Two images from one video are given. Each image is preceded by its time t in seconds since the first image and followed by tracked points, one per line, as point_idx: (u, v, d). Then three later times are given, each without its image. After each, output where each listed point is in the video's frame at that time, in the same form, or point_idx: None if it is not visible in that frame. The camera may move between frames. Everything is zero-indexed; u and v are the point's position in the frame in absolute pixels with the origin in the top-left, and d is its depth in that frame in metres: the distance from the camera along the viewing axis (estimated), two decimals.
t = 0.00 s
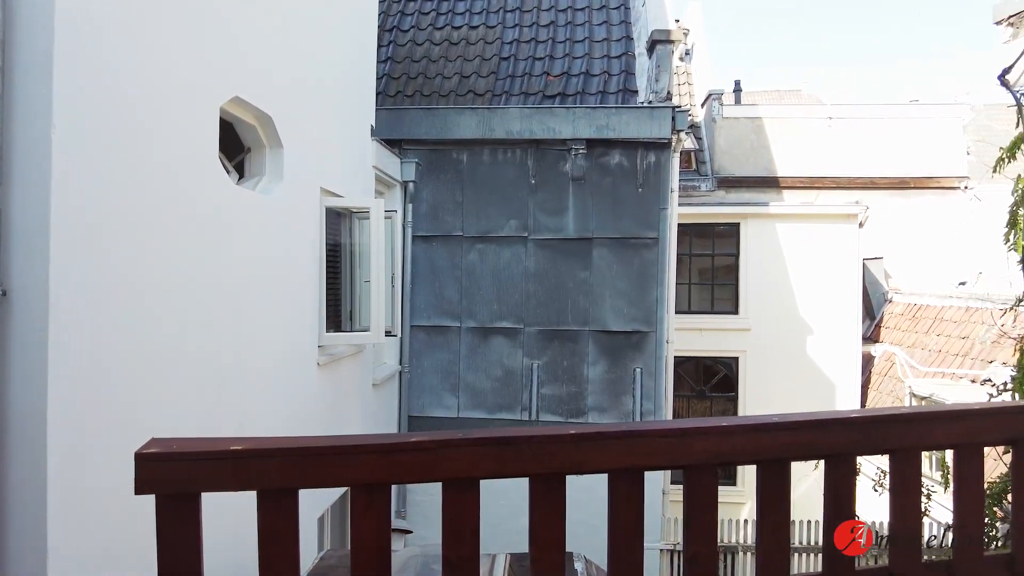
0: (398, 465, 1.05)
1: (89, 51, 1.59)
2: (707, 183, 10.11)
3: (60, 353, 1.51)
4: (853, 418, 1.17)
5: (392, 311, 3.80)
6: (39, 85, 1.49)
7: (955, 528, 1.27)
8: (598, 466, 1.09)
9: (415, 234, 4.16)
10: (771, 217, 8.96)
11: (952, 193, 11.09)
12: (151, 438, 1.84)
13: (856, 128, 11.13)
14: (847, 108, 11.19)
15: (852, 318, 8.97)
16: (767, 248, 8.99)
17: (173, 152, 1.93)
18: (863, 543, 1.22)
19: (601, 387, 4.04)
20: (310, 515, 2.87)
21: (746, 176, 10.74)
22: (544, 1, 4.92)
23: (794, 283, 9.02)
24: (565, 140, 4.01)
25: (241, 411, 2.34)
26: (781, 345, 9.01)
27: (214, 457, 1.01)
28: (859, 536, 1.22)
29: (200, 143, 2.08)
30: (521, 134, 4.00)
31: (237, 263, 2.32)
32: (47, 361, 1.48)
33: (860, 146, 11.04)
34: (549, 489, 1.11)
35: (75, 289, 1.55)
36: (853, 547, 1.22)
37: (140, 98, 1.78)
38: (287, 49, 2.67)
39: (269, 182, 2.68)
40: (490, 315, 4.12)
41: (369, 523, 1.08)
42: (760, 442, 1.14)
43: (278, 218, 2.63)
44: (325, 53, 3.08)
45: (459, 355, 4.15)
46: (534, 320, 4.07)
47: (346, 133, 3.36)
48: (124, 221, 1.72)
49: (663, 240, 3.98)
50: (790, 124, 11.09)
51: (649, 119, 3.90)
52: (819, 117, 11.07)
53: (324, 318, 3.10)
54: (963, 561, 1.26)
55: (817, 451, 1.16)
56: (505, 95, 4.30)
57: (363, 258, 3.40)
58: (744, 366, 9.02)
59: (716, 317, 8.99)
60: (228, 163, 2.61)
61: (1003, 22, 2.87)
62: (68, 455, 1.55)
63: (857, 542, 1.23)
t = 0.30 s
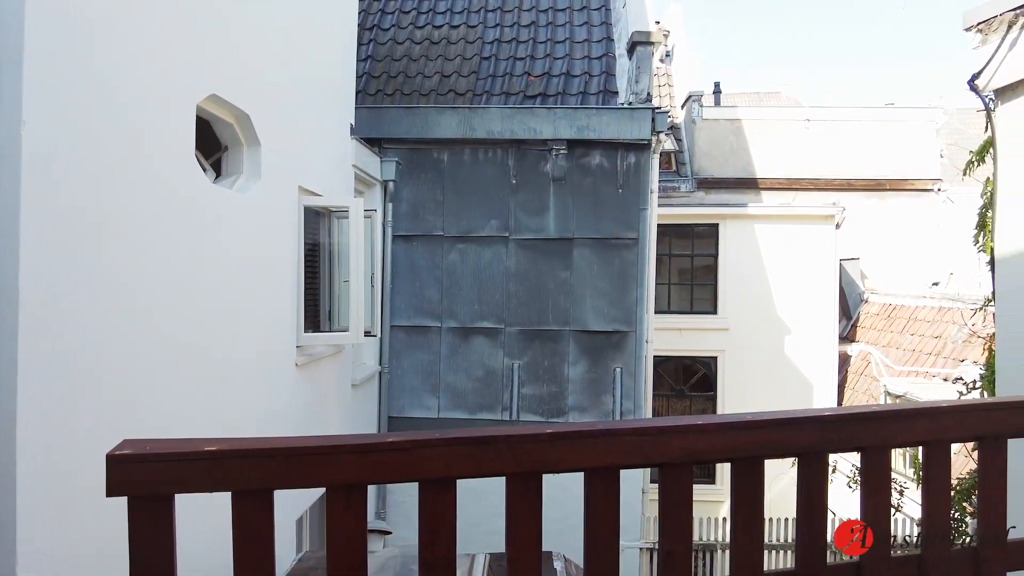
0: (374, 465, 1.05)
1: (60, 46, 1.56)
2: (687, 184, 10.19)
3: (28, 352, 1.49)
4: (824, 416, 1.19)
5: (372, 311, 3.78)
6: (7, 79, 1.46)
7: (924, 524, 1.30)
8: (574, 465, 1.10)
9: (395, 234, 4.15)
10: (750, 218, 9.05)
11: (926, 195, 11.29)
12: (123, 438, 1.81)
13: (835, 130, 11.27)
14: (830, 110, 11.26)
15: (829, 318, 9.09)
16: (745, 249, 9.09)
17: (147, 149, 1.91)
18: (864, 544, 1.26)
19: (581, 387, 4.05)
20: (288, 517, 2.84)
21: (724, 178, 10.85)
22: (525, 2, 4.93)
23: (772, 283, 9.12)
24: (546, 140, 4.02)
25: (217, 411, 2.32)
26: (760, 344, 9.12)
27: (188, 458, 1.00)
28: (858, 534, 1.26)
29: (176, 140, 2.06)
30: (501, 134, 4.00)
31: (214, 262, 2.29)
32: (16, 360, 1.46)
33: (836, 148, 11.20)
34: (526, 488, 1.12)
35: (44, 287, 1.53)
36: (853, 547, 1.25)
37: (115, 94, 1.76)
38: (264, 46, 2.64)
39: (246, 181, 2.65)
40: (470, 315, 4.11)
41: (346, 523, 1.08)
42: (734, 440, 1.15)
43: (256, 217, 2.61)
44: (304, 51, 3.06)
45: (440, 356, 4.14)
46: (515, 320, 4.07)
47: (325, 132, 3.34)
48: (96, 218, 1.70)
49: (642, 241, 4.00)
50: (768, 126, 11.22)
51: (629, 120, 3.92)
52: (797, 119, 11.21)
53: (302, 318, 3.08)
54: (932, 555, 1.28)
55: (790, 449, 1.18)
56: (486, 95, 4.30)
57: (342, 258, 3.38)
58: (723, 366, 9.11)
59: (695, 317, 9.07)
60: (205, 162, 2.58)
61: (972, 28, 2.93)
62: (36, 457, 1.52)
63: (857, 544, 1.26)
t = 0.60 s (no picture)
0: (349, 464, 1.05)
1: (30, 41, 1.54)
2: (665, 186, 10.28)
3: None
4: (795, 414, 1.21)
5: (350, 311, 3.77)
6: None
7: (891, 518, 1.33)
8: (548, 463, 1.10)
9: (374, 233, 4.13)
10: (727, 219, 9.15)
11: (898, 198, 11.51)
12: (93, 440, 1.78)
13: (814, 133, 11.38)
14: (807, 113, 11.40)
15: (804, 317, 9.22)
16: (721, 250, 9.20)
17: (120, 147, 1.88)
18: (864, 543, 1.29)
19: (561, 387, 4.07)
20: (265, 518, 2.82)
21: (702, 180, 10.98)
22: (506, 2, 4.93)
23: (749, 283, 9.22)
24: (525, 140, 4.03)
25: (190, 412, 2.29)
26: (736, 344, 9.22)
27: (159, 459, 0.99)
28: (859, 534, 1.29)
29: (150, 137, 2.03)
30: (481, 134, 4.00)
31: (189, 262, 2.26)
32: None
33: (812, 151, 11.37)
34: (501, 486, 1.12)
35: (11, 286, 1.50)
36: (853, 547, 1.29)
37: (90, 91, 1.74)
38: (241, 43, 2.62)
39: (222, 179, 2.62)
40: (450, 315, 4.11)
41: (320, 523, 1.07)
42: (707, 438, 1.17)
43: (232, 215, 2.58)
44: (282, 49, 3.04)
45: (419, 356, 4.13)
46: (494, 320, 4.08)
47: (303, 130, 3.32)
48: (67, 216, 1.67)
49: (621, 241, 4.03)
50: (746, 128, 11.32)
51: (608, 121, 3.95)
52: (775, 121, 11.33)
53: (279, 318, 3.05)
54: (900, 549, 1.31)
55: (762, 446, 1.20)
56: (466, 94, 4.30)
57: (319, 257, 3.36)
58: (700, 365, 9.20)
59: (673, 317, 9.15)
60: (180, 160, 2.58)
61: (941, 33, 2.99)
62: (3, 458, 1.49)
63: (857, 543, 1.29)
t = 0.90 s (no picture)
0: (322, 464, 1.04)
1: None
2: (643, 187, 10.35)
3: None
4: (766, 412, 1.23)
5: (326, 311, 3.74)
6: None
7: (859, 513, 1.35)
8: (520, 462, 1.11)
9: (352, 233, 4.11)
10: (703, 220, 9.24)
11: (871, 200, 11.78)
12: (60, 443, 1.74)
13: (786, 132, 11.64)
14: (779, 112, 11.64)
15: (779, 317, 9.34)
16: (699, 251, 9.28)
17: (90, 144, 1.84)
18: (863, 544, 1.32)
19: (539, 386, 4.08)
20: (240, 520, 2.79)
21: (681, 180, 11.09)
22: (485, 2, 4.93)
23: (725, 284, 9.31)
24: (504, 141, 4.03)
25: (163, 414, 2.25)
26: (713, 343, 9.32)
27: (127, 461, 0.98)
28: (858, 535, 1.32)
29: (123, 134, 2.00)
30: (459, 133, 3.99)
31: (162, 261, 2.23)
32: None
33: (787, 152, 11.59)
34: (475, 485, 1.12)
35: None
36: (854, 547, 1.32)
37: (60, 87, 1.71)
38: (216, 40, 2.59)
39: (196, 178, 2.58)
40: (428, 315, 4.10)
41: (294, 524, 1.07)
42: (679, 436, 1.18)
43: (207, 214, 2.55)
44: (258, 46, 3.01)
45: (397, 356, 4.11)
46: (473, 320, 4.07)
47: (279, 128, 3.29)
48: (32, 214, 1.63)
49: (599, 242, 4.05)
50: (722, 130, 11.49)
51: (586, 123, 3.97)
52: (750, 123, 11.55)
53: (254, 317, 3.02)
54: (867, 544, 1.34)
55: (733, 443, 1.21)
56: (444, 94, 4.29)
57: (295, 257, 3.33)
58: (677, 365, 9.28)
59: (650, 317, 9.22)
60: (152, 157, 2.55)
61: (910, 39, 3.05)
62: None
63: (857, 544, 1.32)
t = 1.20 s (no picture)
0: (293, 465, 1.04)
1: None
2: (621, 188, 10.42)
3: None
4: (737, 410, 1.25)
5: (302, 311, 3.71)
6: None
7: (828, 509, 1.38)
8: (494, 461, 1.11)
9: (328, 233, 4.08)
10: (680, 221, 9.33)
11: (844, 201, 12.15)
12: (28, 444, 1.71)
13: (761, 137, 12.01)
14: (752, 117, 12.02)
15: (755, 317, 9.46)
16: (675, 251, 9.37)
17: (59, 141, 1.80)
18: (864, 544, 1.38)
19: (517, 386, 4.09)
20: (215, 522, 2.76)
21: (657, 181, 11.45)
22: (463, 2, 4.92)
23: (702, 284, 9.41)
24: (482, 141, 4.03)
25: (135, 417, 2.21)
26: (690, 343, 9.41)
27: (94, 463, 0.96)
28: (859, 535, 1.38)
29: (93, 131, 1.96)
30: (438, 133, 3.98)
31: (134, 260, 2.19)
32: None
33: (762, 154, 11.95)
34: (448, 485, 1.13)
35: None
36: (855, 547, 1.37)
37: (27, 83, 1.67)
38: (190, 37, 2.55)
39: (170, 176, 2.55)
40: (406, 315, 4.08)
41: (264, 525, 1.06)
42: (651, 434, 1.19)
43: (180, 213, 2.51)
44: (233, 44, 2.97)
45: (374, 357, 4.09)
46: (451, 320, 4.07)
47: (254, 126, 3.25)
48: None
49: (577, 242, 4.07)
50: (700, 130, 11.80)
51: (565, 124, 3.99)
52: (727, 125, 11.89)
53: (228, 317, 2.98)
54: (835, 539, 1.37)
55: (704, 441, 1.23)
56: (422, 94, 4.28)
57: (271, 256, 3.30)
58: (654, 364, 9.36)
59: (628, 317, 9.29)
60: (125, 154, 2.51)
61: (880, 44, 3.11)
62: None
63: (857, 544, 1.38)
